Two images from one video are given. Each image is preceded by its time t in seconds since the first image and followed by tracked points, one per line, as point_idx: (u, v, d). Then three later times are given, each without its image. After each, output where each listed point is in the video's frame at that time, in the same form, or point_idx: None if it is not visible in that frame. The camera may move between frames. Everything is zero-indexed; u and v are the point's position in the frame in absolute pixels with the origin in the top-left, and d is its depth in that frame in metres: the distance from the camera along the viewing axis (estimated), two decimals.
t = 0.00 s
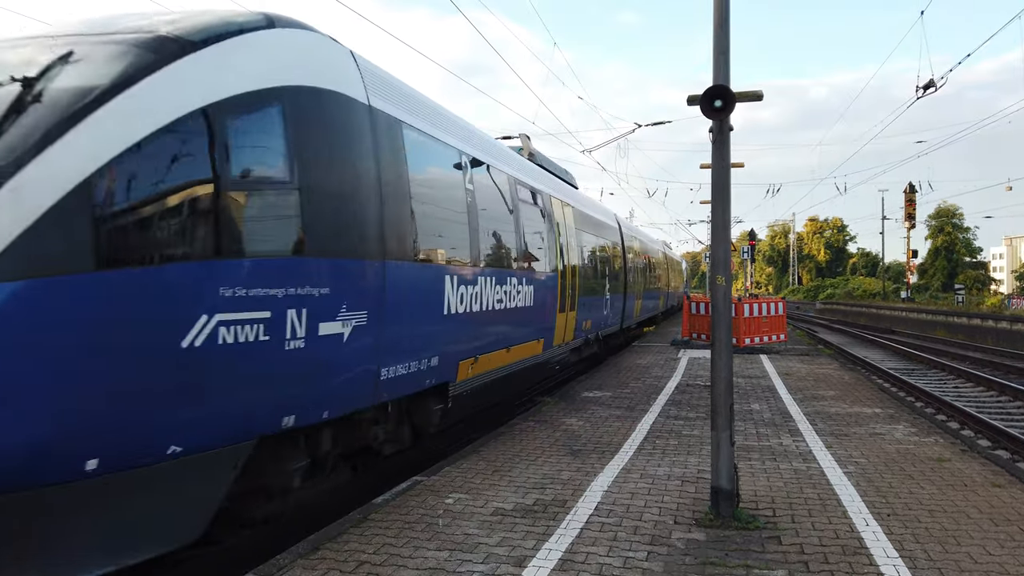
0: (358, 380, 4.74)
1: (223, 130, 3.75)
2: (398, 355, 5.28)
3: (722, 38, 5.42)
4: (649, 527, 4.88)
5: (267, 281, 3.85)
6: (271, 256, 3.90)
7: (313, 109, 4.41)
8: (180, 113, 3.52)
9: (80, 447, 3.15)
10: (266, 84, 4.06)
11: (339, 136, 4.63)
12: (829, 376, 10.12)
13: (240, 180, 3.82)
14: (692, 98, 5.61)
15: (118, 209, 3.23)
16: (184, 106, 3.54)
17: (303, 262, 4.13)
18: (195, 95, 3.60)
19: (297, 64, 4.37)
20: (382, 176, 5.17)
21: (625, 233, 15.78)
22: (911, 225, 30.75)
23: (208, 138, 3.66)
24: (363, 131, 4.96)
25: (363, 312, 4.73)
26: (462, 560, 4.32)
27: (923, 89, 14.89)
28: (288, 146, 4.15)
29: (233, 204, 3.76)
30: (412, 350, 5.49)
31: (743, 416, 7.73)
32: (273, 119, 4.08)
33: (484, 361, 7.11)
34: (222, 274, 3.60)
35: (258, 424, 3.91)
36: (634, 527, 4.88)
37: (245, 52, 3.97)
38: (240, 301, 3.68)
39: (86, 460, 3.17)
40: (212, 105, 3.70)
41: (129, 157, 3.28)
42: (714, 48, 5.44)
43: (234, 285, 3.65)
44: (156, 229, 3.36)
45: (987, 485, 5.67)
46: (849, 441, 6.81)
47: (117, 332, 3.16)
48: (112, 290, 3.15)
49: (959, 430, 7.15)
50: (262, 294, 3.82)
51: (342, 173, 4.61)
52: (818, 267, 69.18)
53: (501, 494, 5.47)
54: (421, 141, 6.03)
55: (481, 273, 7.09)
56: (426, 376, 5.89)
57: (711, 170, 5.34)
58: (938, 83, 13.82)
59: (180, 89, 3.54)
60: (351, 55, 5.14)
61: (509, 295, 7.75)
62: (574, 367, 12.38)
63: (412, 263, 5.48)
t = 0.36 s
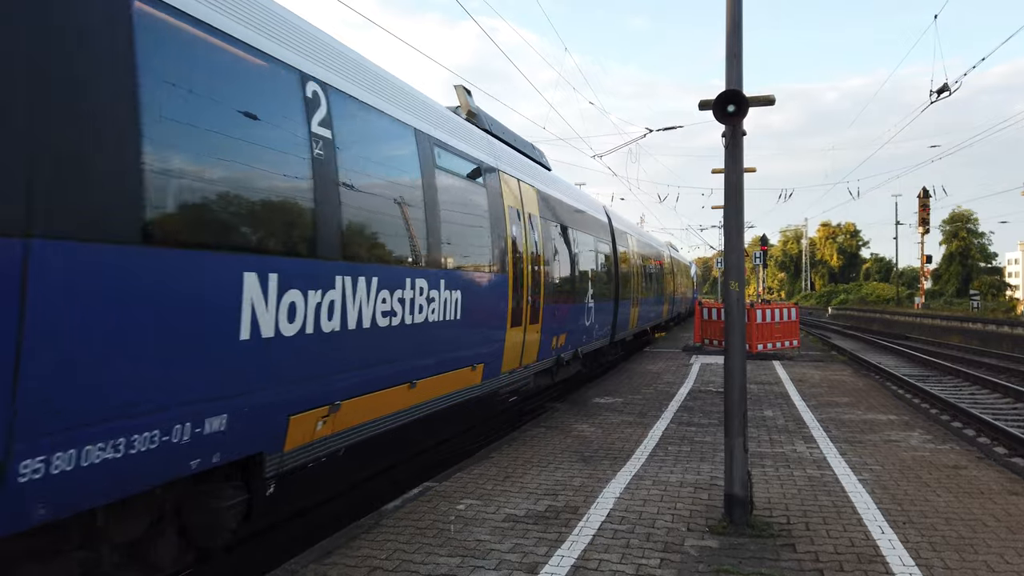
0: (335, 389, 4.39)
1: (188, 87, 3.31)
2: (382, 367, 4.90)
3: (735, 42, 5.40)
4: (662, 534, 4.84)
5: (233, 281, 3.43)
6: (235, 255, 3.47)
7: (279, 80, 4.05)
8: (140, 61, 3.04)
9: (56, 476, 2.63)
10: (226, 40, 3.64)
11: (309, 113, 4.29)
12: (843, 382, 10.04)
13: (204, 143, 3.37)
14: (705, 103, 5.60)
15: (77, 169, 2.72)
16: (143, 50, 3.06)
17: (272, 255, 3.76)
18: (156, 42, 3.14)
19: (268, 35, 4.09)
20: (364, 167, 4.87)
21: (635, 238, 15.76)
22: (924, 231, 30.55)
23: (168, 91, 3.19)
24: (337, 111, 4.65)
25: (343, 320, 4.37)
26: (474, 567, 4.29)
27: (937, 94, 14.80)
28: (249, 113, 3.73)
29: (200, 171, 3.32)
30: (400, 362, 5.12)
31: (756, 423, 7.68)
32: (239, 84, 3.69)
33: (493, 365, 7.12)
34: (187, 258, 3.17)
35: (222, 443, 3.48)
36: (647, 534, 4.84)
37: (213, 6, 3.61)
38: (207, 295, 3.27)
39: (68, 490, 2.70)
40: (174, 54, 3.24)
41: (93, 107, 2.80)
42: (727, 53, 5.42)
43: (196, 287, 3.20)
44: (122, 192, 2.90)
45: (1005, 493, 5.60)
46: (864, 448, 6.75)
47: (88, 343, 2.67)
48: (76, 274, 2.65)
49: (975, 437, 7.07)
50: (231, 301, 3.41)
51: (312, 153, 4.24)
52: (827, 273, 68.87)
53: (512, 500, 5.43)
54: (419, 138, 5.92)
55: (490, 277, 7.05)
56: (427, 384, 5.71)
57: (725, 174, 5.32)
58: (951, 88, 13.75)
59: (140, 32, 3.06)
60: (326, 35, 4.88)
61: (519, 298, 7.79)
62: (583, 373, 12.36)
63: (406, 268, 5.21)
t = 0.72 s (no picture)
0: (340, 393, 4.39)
1: (190, 90, 3.28)
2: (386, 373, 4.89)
3: (747, 47, 5.40)
4: (674, 540, 4.82)
5: (236, 283, 3.41)
6: (245, 262, 3.48)
7: (286, 85, 4.02)
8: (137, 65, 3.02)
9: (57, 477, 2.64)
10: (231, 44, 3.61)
11: (316, 118, 4.27)
12: (856, 388, 9.97)
13: (207, 145, 3.34)
14: (716, 107, 5.59)
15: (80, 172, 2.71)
16: (141, 54, 3.04)
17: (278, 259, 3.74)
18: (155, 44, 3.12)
19: (278, 43, 4.07)
20: (376, 174, 4.90)
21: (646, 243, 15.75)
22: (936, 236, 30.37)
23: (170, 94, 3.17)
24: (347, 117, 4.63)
25: (346, 325, 4.36)
26: (486, 571, 4.28)
27: (950, 98, 14.72)
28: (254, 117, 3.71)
29: (203, 175, 3.29)
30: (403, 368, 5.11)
31: (768, 428, 7.64)
32: (245, 89, 3.66)
33: (505, 369, 7.13)
34: (191, 261, 3.16)
35: (224, 444, 3.47)
36: (659, 539, 4.82)
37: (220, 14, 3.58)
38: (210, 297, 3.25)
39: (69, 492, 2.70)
40: (173, 57, 3.21)
41: (91, 112, 2.78)
42: (739, 58, 5.42)
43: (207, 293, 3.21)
44: (125, 196, 2.88)
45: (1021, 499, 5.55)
46: (877, 453, 6.71)
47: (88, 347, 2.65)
48: (83, 276, 2.64)
49: (990, 443, 7.01)
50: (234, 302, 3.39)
51: (318, 157, 4.22)
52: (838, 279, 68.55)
53: (524, 504, 5.42)
54: (431, 145, 5.92)
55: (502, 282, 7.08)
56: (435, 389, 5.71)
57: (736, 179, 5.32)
58: (964, 92, 13.68)
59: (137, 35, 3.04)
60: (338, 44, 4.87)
61: (532, 303, 7.84)
62: (595, 378, 12.34)
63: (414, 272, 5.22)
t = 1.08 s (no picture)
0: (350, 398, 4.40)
1: (196, 91, 3.31)
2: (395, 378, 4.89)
3: (759, 52, 5.40)
4: (686, 546, 4.80)
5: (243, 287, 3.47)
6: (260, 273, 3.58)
7: (291, 86, 4.06)
8: (144, 66, 3.04)
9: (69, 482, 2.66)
10: (240, 50, 3.67)
11: (322, 119, 4.30)
12: (869, 393, 9.89)
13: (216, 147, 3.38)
14: (728, 112, 5.59)
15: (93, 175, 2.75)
16: (148, 56, 3.07)
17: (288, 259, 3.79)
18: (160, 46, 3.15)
19: (282, 46, 4.12)
20: (390, 181, 5.00)
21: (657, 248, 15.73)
22: (949, 240, 30.14)
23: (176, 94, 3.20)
24: (352, 118, 4.66)
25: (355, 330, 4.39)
26: None
27: (962, 102, 14.65)
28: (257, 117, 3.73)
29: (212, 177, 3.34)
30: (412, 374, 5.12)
31: (781, 434, 7.60)
32: (249, 89, 3.70)
33: (514, 373, 7.14)
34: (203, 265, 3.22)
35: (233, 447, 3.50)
36: (672, 546, 4.80)
37: (222, 16, 3.63)
38: (212, 302, 3.26)
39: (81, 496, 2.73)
40: (177, 59, 3.22)
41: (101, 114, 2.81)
42: (750, 63, 5.42)
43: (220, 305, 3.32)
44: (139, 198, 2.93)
45: None
46: (891, 460, 6.66)
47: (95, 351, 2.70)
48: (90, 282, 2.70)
49: (1006, 449, 6.94)
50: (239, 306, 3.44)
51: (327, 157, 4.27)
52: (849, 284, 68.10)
53: (535, 510, 5.41)
54: (440, 149, 5.95)
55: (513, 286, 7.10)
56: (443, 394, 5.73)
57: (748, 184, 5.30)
58: (977, 96, 13.60)
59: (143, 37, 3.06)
60: (342, 47, 4.92)
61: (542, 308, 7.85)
62: (606, 383, 12.29)
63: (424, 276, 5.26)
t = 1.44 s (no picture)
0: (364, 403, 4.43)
1: (206, 91, 3.34)
2: (406, 380, 4.91)
3: (771, 54, 5.37)
4: (698, 549, 4.78)
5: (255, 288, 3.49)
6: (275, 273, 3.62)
7: (305, 86, 4.09)
8: (153, 69, 3.07)
9: (78, 485, 2.68)
10: (258, 53, 3.76)
11: (335, 118, 4.33)
12: (884, 396, 9.81)
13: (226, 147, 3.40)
14: (739, 114, 5.57)
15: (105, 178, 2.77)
16: (158, 59, 3.10)
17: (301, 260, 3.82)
18: (169, 47, 3.17)
19: (294, 47, 4.16)
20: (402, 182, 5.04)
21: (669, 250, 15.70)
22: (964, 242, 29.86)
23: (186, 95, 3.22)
24: (366, 118, 4.70)
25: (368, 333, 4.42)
26: None
27: (976, 102, 14.53)
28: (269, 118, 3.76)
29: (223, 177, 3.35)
30: (424, 376, 5.14)
31: (794, 437, 7.55)
32: (261, 89, 3.73)
33: (524, 375, 7.15)
34: (213, 266, 3.24)
35: (246, 452, 3.52)
36: (683, 549, 4.78)
37: (234, 19, 3.68)
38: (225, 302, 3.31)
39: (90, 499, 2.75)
40: (193, 65, 3.29)
41: (111, 117, 2.84)
42: (763, 64, 5.39)
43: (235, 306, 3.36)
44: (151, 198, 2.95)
45: None
46: (906, 463, 6.60)
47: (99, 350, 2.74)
48: (97, 283, 2.74)
49: None
50: (251, 309, 3.46)
51: (339, 158, 4.29)
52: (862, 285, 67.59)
53: (546, 512, 5.41)
54: (452, 151, 5.98)
55: (522, 287, 7.11)
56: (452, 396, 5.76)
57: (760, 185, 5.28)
58: (992, 96, 13.48)
59: (150, 38, 3.09)
60: (354, 48, 4.97)
61: (552, 310, 7.86)
62: (617, 386, 12.28)
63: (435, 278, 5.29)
